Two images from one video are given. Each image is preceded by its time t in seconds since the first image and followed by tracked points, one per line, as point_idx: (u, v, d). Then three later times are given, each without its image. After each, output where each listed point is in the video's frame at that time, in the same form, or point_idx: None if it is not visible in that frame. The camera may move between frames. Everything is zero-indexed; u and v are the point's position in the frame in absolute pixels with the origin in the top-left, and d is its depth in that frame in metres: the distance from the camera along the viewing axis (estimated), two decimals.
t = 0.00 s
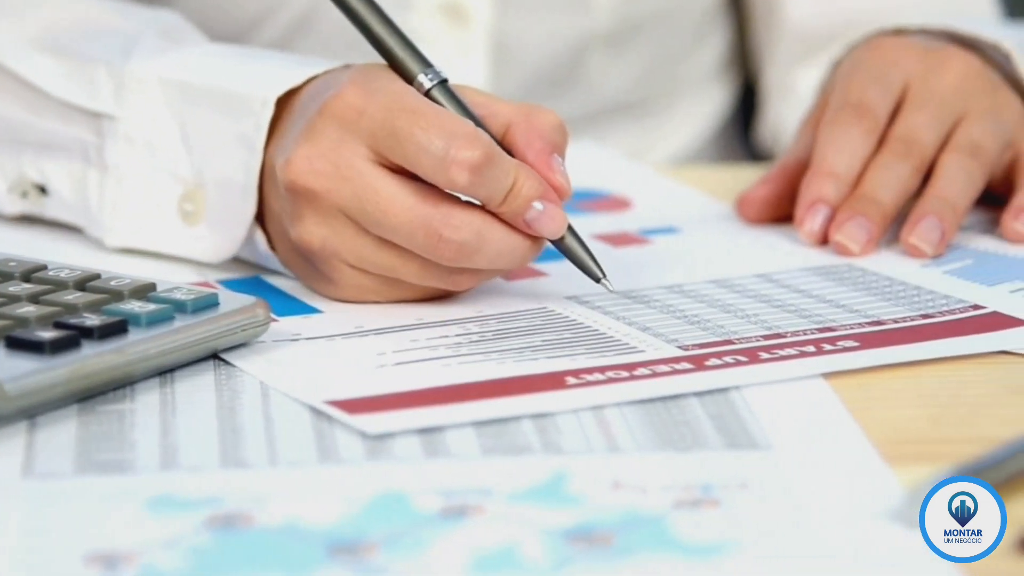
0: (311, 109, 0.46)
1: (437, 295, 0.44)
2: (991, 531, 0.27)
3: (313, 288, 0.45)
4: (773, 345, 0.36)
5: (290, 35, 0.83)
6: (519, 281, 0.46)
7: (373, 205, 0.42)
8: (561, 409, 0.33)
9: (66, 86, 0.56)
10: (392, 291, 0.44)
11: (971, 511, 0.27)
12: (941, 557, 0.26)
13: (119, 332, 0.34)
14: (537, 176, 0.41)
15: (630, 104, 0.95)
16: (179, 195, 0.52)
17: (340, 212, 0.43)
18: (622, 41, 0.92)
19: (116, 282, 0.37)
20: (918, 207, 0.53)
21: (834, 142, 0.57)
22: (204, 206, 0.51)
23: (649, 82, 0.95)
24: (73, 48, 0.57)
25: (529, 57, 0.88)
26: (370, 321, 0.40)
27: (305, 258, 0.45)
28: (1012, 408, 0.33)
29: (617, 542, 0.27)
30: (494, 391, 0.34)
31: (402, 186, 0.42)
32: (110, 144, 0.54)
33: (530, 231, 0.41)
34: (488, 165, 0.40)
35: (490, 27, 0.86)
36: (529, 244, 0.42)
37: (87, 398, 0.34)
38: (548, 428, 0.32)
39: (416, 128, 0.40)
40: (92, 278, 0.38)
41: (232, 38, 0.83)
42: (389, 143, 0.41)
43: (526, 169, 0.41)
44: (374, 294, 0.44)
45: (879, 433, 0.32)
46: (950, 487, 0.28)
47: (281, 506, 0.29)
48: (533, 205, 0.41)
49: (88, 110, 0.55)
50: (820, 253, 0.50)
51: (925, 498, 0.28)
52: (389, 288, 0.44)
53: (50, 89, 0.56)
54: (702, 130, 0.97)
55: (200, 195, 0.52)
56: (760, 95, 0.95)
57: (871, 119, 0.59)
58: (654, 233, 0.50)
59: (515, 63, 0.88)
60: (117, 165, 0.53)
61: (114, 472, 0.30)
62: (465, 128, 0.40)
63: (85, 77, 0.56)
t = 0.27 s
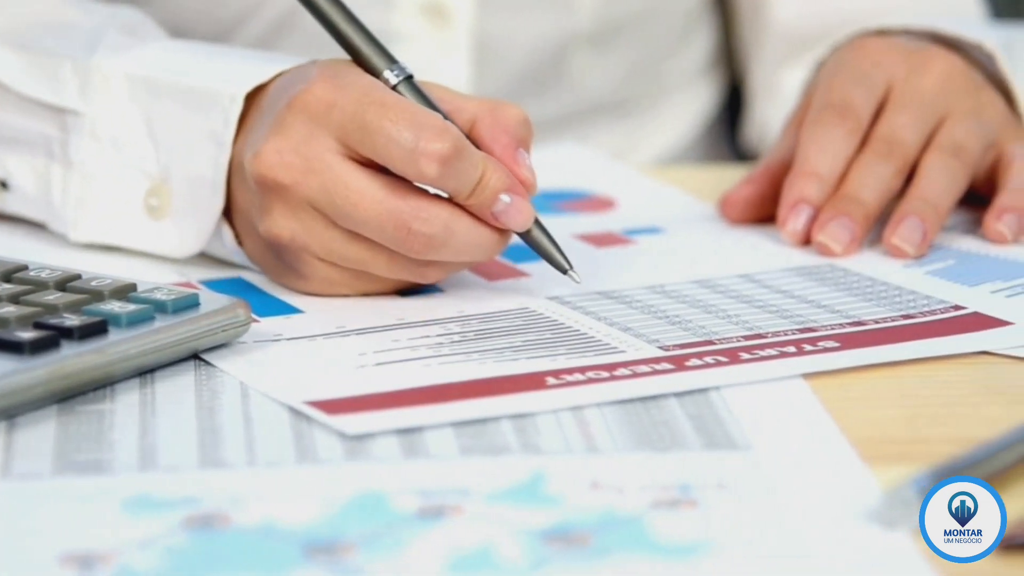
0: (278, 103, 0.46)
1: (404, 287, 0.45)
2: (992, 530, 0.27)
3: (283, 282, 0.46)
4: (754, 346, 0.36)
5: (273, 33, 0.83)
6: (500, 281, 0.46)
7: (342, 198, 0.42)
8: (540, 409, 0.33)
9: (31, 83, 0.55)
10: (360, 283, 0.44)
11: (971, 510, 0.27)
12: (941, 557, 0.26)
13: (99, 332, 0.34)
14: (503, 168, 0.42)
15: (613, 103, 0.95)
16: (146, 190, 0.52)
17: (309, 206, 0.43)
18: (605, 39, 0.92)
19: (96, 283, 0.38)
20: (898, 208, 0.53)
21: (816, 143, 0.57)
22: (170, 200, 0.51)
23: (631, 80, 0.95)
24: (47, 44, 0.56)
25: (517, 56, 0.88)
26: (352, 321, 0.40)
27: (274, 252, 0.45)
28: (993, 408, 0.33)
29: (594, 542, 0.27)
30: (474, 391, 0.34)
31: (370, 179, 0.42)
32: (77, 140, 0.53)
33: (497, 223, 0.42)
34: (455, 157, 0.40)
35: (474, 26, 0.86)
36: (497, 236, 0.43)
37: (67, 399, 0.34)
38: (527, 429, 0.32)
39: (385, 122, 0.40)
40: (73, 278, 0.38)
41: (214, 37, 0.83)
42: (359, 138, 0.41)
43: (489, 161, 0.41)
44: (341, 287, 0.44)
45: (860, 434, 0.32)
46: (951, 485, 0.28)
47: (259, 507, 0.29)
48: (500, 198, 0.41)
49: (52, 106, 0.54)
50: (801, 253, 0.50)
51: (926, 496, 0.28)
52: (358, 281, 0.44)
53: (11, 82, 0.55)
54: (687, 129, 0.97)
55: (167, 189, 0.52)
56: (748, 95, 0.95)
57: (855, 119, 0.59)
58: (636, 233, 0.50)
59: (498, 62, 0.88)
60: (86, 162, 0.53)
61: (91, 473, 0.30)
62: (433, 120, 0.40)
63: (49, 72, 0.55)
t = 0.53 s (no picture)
0: (258, 101, 0.46)
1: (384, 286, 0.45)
2: (991, 529, 0.27)
3: (263, 281, 0.46)
4: (734, 347, 0.36)
5: (255, 33, 0.84)
6: (483, 281, 0.46)
7: (322, 193, 0.42)
8: (518, 410, 0.33)
9: (12, 86, 0.55)
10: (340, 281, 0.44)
11: (971, 510, 0.27)
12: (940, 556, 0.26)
13: (79, 332, 0.34)
14: (482, 166, 0.42)
15: (597, 103, 0.95)
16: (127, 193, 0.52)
17: (289, 202, 0.43)
18: (589, 38, 0.92)
19: (77, 283, 0.38)
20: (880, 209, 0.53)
21: (799, 143, 0.57)
22: (151, 203, 0.51)
23: (615, 78, 0.95)
24: (30, 48, 0.56)
25: (503, 55, 0.89)
26: (333, 321, 0.40)
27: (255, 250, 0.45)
28: (975, 408, 0.33)
29: (572, 542, 0.27)
30: (453, 392, 0.34)
31: (350, 174, 0.42)
32: (58, 144, 0.53)
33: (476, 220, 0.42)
34: (434, 151, 0.40)
35: (454, 25, 0.85)
36: (476, 234, 0.43)
37: (46, 400, 0.34)
38: (507, 429, 0.32)
39: (365, 116, 0.41)
40: (53, 279, 0.38)
41: (200, 38, 0.82)
42: (340, 133, 0.42)
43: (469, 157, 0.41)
44: (321, 285, 0.44)
45: (838, 434, 0.32)
46: (951, 485, 0.28)
47: (236, 508, 0.29)
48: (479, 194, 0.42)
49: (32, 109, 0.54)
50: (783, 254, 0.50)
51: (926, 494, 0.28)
52: (337, 279, 0.44)
53: None
54: (672, 128, 0.98)
55: (148, 191, 0.52)
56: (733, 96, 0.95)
57: (837, 120, 0.59)
58: (619, 234, 0.51)
59: (481, 61, 0.88)
60: (67, 165, 0.53)
61: (71, 474, 0.30)
62: (413, 115, 0.41)
63: (31, 77, 0.55)
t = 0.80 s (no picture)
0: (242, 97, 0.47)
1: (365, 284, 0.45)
2: (991, 530, 0.27)
3: (244, 278, 0.46)
4: (711, 347, 0.36)
5: (238, 36, 0.84)
6: (463, 281, 0.46)
7: (304, 188, 0.42)
8: (494, 409, 0.33)
9: None
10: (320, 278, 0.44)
11: (970, 509, 0.27)
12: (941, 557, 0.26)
13: (55, 333, 0.34)
14: (463, 165, 0.42)
15: (579, 102, 0.95)
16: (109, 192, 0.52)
17: (271, 198, 0.43)
18: (573, 39, 0.92)
19: (54, 283, 0.38)
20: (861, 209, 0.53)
21: (779, 143, 0.57)
22: (132, 203, 0.51)
23: (599, 78, 0.95)
24: (10, 49, 0.56)
25: (488, 56, 0.89)
26: (312, 321, 0.40)
27: (236, 246, 0.46)
28: (948, 407, 0.33)
29: (544, 543, 0.27)
30: (429, 392, 0.34)
31: (332, 171, 0.42)
32: (40, 145, 0.53)
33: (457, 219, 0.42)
34: (415, 148, 0.40)
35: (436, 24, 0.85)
36: (458, 234, 0.43)
37: (22, 400, 0.34)
38: (482, 429, 0.32)
39: (348, 113, 0.41)
40: (30, 279, 0.38)
41: (183, 38, 0.83)
42: (322, 129, 0.42)
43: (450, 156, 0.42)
44: (301, 282, 0.44)
45: (813, 434, 0.32)
46: (950, 486, 0.28)
47: (209, 507, 0.29)
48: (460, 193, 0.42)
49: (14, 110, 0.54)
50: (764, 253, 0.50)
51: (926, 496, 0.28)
52: (318, 276, 0.44)
53: None
54: (657, 128, 0.98)
55: (129, 190, 0.52)
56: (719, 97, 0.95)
57: (818, 120, 0.59)
58: (600, 233, 0.51)
59: (464, 62, 0.88)
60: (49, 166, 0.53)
61: (46, 474, 0.30)
62: (396, 112, 0.41)
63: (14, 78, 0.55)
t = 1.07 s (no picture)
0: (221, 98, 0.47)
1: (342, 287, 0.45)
2: (991, 530, 0.27)
3: (222, 278, 0.46)
4: (688, 347, 0.37)
5: (219, 36, 0.84)
6: (441, 282, 0.46)
7: (281, 188, 0.42)
8: (469, 410, 0.33)
9: None
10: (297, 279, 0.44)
11: (970, 509, 0.27)
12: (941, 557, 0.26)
13: (30, 333, 0.34)
14: (442, 169, 0.42)
15: (562, 102, 0.95)
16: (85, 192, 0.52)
17: (250, 197, 0.43)
18: (556, 40, 0.92)
19: (30, 283, 0.38)
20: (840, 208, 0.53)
21: (759, 142, 0.58)
22: (110, 202, 0.51)
23: (582, 78, 0.95)
24: None
25: (471, 56, 0.89)
26: (289, 321, 0.40)
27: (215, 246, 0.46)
28: (920, 407, 0.33)
29: (516, 543, 0.27)
30: (404, 392, 0.34)
31: (310, 171, 0.42)
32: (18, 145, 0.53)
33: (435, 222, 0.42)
34: (394, 149, 0.40)
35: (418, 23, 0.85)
36: (436, 238, 0.43)
37: None
38: (456, 428, 0.32)
39: (327, 113, 0.41)
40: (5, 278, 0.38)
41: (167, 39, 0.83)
42: (301, 130, 0.42)
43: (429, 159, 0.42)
44: (278, 283, 0.44)
45: (786, 433, 0.32)
46: (951, 486, 0.28)
47: (182, 506, 0.29)
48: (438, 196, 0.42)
49: None
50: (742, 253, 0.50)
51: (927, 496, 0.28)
52: (294, 277, 0.44)
53: None
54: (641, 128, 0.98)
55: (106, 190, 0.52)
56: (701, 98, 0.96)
57: (797, 120, 0.59)
58: (579, 233, 0.51)
59: (446, 62, 0.88)
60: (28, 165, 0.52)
61: (18, 475, 0.30)
62: (375, 114, 0.41)
63: None
